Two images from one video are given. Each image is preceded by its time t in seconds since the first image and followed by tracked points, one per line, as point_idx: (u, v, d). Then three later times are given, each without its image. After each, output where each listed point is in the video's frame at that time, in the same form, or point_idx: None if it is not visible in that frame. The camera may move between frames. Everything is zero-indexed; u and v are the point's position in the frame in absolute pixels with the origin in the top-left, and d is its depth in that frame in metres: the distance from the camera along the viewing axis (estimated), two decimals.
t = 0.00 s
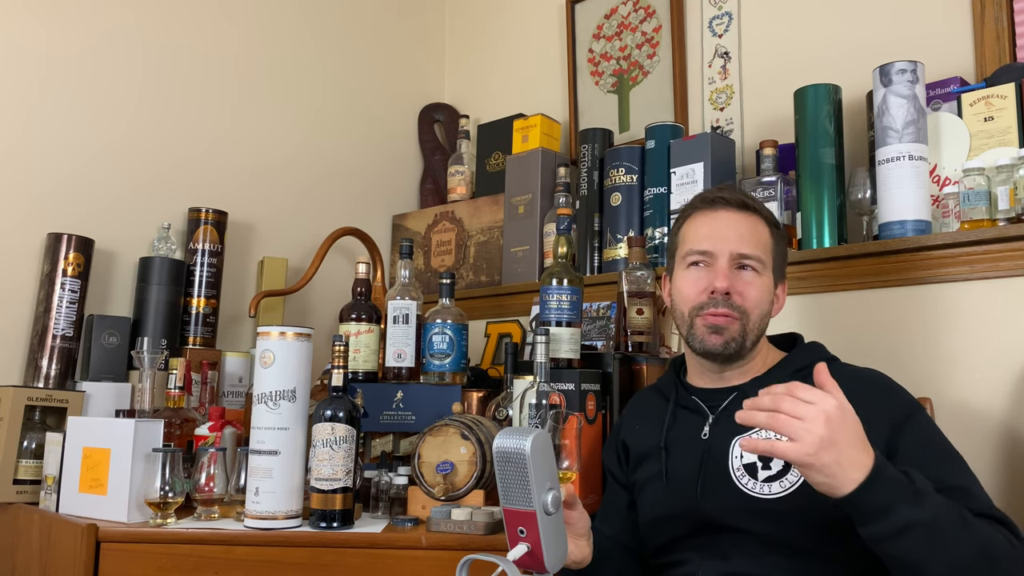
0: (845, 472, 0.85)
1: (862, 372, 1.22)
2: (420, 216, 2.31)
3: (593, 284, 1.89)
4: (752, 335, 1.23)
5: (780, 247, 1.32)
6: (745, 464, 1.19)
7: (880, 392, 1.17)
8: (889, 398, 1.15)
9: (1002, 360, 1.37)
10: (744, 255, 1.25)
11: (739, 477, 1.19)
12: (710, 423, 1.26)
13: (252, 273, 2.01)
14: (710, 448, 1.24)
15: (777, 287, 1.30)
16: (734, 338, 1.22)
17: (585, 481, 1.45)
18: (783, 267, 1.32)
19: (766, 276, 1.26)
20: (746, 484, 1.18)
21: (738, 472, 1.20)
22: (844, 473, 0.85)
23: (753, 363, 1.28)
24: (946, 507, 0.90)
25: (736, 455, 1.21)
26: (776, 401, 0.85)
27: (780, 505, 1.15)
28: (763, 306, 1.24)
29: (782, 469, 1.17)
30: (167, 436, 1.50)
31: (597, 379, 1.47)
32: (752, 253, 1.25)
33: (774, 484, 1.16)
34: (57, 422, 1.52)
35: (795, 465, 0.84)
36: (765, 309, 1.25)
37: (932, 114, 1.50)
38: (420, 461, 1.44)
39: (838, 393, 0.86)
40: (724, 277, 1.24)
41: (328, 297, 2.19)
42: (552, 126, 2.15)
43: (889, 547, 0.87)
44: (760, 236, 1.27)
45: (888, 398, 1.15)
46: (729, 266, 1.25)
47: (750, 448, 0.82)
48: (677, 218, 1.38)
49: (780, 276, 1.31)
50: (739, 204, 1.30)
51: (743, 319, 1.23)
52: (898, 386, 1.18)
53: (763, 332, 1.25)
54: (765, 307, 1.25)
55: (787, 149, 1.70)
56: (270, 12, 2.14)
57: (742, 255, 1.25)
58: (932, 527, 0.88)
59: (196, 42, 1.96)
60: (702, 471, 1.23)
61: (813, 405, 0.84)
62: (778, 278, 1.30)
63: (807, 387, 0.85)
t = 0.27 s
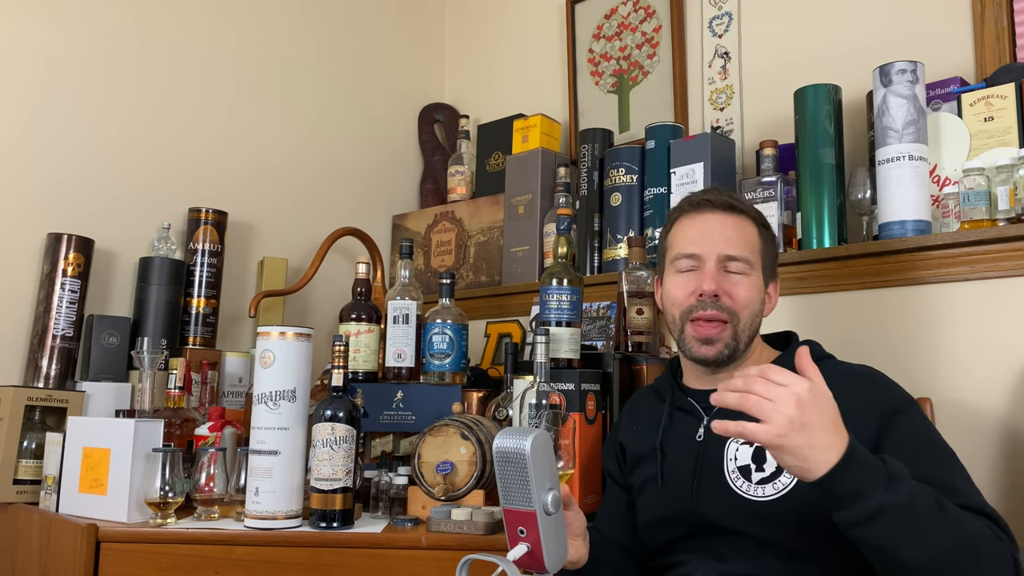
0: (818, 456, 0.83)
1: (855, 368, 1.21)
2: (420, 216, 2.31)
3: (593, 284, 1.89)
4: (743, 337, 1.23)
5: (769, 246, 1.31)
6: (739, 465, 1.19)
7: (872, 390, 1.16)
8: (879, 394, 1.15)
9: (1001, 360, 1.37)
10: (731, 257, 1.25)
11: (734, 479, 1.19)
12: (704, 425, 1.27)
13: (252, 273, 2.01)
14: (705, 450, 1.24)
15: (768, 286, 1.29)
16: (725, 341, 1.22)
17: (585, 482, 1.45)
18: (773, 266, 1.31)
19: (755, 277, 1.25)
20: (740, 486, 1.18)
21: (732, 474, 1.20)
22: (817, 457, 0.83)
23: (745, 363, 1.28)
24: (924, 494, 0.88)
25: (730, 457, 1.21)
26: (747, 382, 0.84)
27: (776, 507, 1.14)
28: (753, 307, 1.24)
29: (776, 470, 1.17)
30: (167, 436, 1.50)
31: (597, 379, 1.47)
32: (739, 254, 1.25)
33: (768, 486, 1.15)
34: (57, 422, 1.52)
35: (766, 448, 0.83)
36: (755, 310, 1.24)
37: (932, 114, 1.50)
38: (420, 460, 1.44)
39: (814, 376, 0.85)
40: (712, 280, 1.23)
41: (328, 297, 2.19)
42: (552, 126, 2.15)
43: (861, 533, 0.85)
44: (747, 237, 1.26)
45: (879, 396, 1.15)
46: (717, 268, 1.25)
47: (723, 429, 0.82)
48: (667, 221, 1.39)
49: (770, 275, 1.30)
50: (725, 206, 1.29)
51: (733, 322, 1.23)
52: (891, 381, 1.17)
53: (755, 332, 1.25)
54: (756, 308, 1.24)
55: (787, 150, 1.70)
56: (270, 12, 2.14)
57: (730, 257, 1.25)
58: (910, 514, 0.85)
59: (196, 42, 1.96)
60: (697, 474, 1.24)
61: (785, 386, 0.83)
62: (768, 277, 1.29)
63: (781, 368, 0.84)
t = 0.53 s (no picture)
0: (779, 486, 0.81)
1: (849, 369, 1.21)
2: (420, 216, 2.31)
3: (593, 284, 1.89)
4: (732, 334, 1.23)
5: (751, 241, 1.31)
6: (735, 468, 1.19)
7: (865, 392, 1.16)
8: (873, 395, 1.15)
9: (1001, 360, 1.38)
10: (707, 256, 1.25)
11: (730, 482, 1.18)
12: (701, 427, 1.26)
13: (252, 273, 2.01)
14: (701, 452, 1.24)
15: (752, 279, 1.29)
16: (712, 342, 1.23)
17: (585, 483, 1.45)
18: (757, 258, 1.31)
19: (736, 274, 1.25)
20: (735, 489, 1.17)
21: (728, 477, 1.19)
22: (778, 485, 0.81)
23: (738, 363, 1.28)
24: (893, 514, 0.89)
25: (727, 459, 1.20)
26: (711, 413, 0.80)
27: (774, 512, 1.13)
28: (736, 305, 1.24)
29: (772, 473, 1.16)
30: (167, 436, 1.50)
31: (597, 379, 1.47)
32: (716, 252, 1.25)
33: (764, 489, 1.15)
34: (57, 422, 1.52)
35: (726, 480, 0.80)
36: (740, 305, 1.24)
37: (932, 114, 1.50)
38: (420, 460, 1.44)
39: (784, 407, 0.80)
40: (691, 282, 1.24)
41: (328, 297, 2.19)
42: (552, 126, 2.15)
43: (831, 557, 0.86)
44: (725, 236, 1.26)
45: (870, 399, 1.15)
46: (696, 270, 1.25)
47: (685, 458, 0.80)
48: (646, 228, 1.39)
49: (754, 269, 1.30)
50: (698, 207, 1.30)
51: (719, 321, 1.23)
52: (883, 384, 1.17)
53: (743, 327, 1.25)
54: (739, 306, 1.24)
55: (787, 150, 1.70)
56: (269, 12, 2.14)
57: (707, 257, 1.25)
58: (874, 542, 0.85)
59: (196, 42, 1.96)
60: (692, 475, 1.23)
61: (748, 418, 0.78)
62: (752, 270, 1.29)
63: (746, 398, 0.80)
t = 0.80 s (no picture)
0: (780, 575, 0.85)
1: (848, 372, 1.21)
2: (420, 216, 2.30)
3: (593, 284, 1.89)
4: (708, 332, 1.23)
5: (707, 234, 1.30)
6: (734, 471, 1.19)
7: (863, 396, 1.16)
8: (873, 400, 1.15)
9: (1001, 360, 1.37)
10: (662, 265, 1.25)
11: (729, 485, 1.19)
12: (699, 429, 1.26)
13: (252, 273, 2.01)
14: (699, 454, 1.24)
15: (716, 272, 1.28)
16: (692, 346, 1.23)
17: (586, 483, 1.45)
18: (718, 251, 1.30)
19: (695, 274, 1.25)
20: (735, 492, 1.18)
21: (728, 480, 1.19)
22: None
23: (729, 365, 1.28)
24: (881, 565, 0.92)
25: (726, 462, 1.20)
26: (698, 516, 0.85)
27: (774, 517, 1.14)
28: (703, 303, 1.24)
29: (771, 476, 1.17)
30: (167, 436, 1.50)
31: (597, 379, 1.47)
32: (669, 259, 1.25)
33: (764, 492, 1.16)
34: (57, 422, 1.52)
35: None
36: (707, 303, 1.24)
37: (932, 114, 1.50)
38: (420, 461, 1.44)
39: (767, 493, 0.84)
40: (652, 295, 1.25)
41: (328, 296, 2.19)
42: (552, 126, 2.15)
43: None
44: (676, 241, 1.27)
45: (869, 404, 1.14)
46: (655, 281, 1.26)
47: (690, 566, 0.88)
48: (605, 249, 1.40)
49: (718, 261, 1.30)
50: (643, 221, 1.30)
51: (690, 323, 1.23)
52: (881, 388, 1.16)
53: (717, 322, 1.25)
54: (706, 303, 1.24)
55: (787, 150, 1.70)
56: (269, 13, 2.14)
57: (662, 266, 1.25)
58: None
59: (195, 42, 1.96)
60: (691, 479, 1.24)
61: (735, 520, 0.84)
62: (713, 263, 1.28)
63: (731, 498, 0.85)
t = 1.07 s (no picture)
0: None
1: (843, 371, 1.21)
2: (420, 215, 2.30)
3: (593, 284, 1.88)
4: (699, 336, 1.23)
5: (693, 235, 1.30)
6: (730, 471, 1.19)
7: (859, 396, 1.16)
8: (869, 400, 1.15)
9: (1001, 361, 1.37)
10: (648, 270, 1.25)
11: (724, 486, 1.18)
12: (695, 430, 1.26)
13: (252, 273, 2.01)
14: (695, 455, 1.24)
15: (703, 273, 1.28)
16: (683, 351, 1.23)
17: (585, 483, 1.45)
18: (705, 252, 1.30)
19: (682, 277, 1.25)
20: (730, 493, 1.17)
21: (723, 481, 1.19)
22: None
23: (723, 365, 1.28)
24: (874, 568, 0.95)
25: (722, 463, 1.20)
26: (696, 527, 0.89)
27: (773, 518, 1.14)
28: (691, 307, 1.24)
29: (767, 477, 1.16)
30: (167, 436, 1.50)
31: (597, 379, 1.47)
32: (655, 264, 1.25)
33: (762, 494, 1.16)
34: (57, 422, 1.52)
35: None
36: (696, 306, 1.24)
37: (932, 114, 1.50)
38: (420, 460, 1.44)
39: (760, 500, 0.88)
40: (640, 301, 1.25)
41: (328, 296, 2.19)
42: (552, 126, 2.15)
43: None
44: (661, 245, 1.26)
45: (866, 405, 1.15)
46: (642, 287, 1.26)
47: None
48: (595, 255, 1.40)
49: (705, 263, 1.30)
50: (627, 227, 1.30)
51: (680, 327, 1.23)
52: (877, 387, 1.17)
53: (708, 325, 1.25)
54: (695, 306, 1.24)
55: (787, 149, 1.70)
56: (269, 12, 2.14)
57: (649, 271, 1.25)
58: None
59: (195, 42, 1.96)
60: (687, 480, 1.23)
61: (734, 529, 0.87)
62: (701, 265, 1.28)
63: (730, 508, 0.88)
